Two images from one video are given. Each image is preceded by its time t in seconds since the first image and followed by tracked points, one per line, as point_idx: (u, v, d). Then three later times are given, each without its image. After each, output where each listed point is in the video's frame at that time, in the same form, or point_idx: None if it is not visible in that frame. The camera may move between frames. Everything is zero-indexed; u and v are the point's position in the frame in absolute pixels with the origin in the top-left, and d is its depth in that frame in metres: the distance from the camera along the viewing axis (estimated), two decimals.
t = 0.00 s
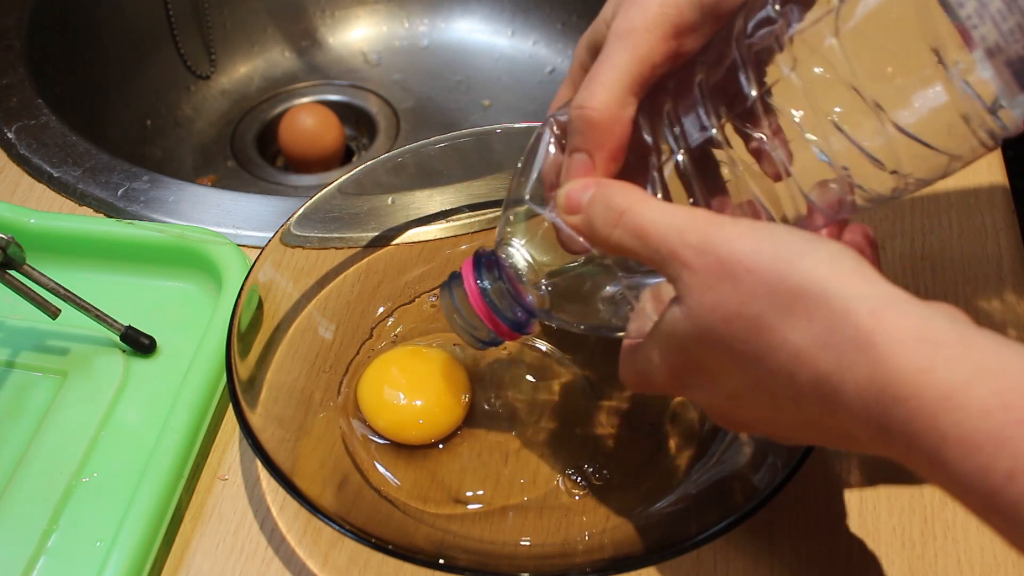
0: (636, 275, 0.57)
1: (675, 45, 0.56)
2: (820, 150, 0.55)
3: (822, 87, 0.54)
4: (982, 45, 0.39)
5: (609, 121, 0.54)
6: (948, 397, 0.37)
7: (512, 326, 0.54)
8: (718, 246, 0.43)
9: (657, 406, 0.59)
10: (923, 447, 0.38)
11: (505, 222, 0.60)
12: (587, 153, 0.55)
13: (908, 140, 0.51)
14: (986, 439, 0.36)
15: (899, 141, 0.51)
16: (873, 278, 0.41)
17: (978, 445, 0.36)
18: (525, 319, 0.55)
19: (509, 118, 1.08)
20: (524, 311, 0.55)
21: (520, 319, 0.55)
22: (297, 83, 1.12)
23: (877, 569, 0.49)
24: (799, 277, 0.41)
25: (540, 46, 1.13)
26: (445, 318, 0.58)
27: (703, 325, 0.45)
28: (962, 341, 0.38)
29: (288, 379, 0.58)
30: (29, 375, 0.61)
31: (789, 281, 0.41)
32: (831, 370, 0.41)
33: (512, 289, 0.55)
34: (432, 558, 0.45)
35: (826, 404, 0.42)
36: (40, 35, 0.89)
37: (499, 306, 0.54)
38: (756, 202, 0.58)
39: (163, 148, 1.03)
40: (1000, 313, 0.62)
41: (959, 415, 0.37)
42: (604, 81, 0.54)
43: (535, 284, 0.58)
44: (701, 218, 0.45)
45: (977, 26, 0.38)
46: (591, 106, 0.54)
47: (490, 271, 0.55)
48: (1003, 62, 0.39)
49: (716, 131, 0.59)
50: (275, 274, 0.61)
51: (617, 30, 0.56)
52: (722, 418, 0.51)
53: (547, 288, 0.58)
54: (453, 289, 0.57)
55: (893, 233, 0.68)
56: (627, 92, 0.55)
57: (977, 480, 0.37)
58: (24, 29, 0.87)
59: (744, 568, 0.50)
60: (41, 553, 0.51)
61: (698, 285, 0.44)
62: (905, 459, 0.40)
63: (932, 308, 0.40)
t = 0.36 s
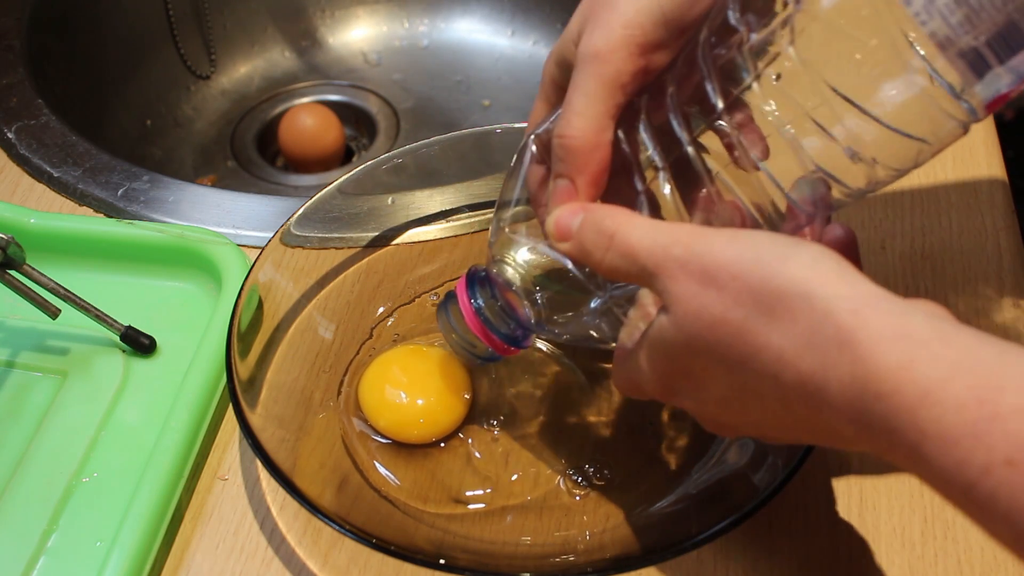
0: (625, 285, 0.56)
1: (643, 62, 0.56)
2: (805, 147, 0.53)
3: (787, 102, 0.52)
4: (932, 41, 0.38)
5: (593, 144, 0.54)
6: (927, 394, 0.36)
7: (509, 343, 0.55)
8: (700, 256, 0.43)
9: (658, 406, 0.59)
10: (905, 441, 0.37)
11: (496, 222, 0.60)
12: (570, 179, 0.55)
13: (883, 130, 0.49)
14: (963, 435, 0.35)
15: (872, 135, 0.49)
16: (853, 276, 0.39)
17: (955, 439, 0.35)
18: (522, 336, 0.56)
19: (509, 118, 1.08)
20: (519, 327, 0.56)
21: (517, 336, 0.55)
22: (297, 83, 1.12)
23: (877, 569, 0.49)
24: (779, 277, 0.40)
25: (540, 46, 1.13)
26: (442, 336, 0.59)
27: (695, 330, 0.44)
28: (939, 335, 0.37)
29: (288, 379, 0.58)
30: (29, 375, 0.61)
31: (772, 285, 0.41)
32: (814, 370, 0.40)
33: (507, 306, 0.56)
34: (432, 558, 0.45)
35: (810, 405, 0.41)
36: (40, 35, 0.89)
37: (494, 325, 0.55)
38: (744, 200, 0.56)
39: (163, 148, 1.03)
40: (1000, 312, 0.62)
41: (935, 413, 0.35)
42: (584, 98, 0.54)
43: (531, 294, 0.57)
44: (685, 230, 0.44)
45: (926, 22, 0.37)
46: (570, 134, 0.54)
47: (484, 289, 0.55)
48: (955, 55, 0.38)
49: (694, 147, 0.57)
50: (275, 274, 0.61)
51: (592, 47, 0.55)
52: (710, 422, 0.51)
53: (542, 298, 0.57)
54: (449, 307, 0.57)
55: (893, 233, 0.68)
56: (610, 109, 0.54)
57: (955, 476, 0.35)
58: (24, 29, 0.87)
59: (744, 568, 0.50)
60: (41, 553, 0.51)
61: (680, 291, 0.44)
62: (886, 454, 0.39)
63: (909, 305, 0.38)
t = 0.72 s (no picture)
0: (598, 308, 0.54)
1: (623, 85, 0.55)
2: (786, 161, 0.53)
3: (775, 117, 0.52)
4: (904, 59, 0.38)
5: (576, 169, 0.54)
6: (906, 404, 0.35)
7: (501, 362, 0.55)
8: (683, 276, 0.42)
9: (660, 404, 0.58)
10: (887, 451, 0.37)
11: (489, 224, 0.62)
12: (554, 202, 0.55)
13: (866, 137, 0.49)
14: (944, 443, 0.35)
15: (856, 144, 0.49)
16: (831, 289, 0.39)
17: (934, 449, 0.35)
18: (515, 354, 0.55)
19: (509, 117, 1.08)
20: (513, 345, 0.55)
21: (510, 354, 0.55)
22: (297, 83, 1.12)
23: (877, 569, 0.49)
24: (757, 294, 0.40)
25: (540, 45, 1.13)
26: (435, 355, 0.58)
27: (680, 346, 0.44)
28: (918, 346, 0.36)
29: (288, 379, 0.58)
30: (29, 375, 0.61)
31: (752, 302, 0.40)
32: (797, 385, 0.39)
33: (500, 324, 0.55)
34: (432, 558, 0.45)
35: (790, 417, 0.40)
36: (40, 35, 0.89)
37: (486, 344, 0.54)
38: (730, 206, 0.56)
39: (163, 148, 1.03)
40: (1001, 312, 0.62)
41: (916, 422, 0.35)
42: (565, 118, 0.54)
43: (522, 311, 0.56)
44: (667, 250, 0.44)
45: (898, 42, 0.37)
46: (553, 160, 0.54)
47: (476, 308, 0.55)
48: (928, 71, 0.38)
49: (676, 169, 0.57)
50: (275, 274, 0.61)
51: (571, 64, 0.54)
52: (704, 436, 0.50)
53: (534, 315, 0.56)
54: (441, 327, 0.57)
55: (893, 232, 0.68)
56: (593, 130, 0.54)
57: (937, 482, 0.35)
58: (24, 29, 0.87)
59: (744, 568, 0.50)
60: (41, 553, 0.51)
61: (661, 309, 0.43)
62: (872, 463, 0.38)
63: (885, 312, 0.38)
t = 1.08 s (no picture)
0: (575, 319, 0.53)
1: (610, 95, 0.55)
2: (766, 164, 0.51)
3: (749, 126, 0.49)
4: (871, 69, 0.36)
5: (559, 182, 0.52)
6: (883, 412, 0.35)
7: (493, 373, 0.56)
8: (660, 289, 0.42)
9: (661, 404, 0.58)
10: (868, 457, 0.36)
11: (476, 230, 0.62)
12: (538, 216, 0.53)
13: (846, 141, 0.46)
14: (921, 449, 0.34)
15: (831, 148, 0.47)
16: (809, 297, 0.38)
17: (913, 456, 0.34)
18: (505, 364, 0.56)
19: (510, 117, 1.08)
20: (502, 355, 0.56)
21: (499, 365, 0.56)
22: (297, 83, 1.12)
23: (876, 569, 0.50)
24: (737, 304, 0.39)
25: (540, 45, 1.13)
26: (425, 366, 0.59)
27: (665, 360, 0.43)
28: (894, 353, 0.35)
29: (288, 379, 0.58)
30: (29, 375, 0.61)
31: (730, 314, 0.40)
32: (776, 397, 0.39)
33: (489, 335, 0.56)
34: (431, 558, 0.45)
35: (775, 425, 0.40)
36: (39, 35, 0.89)
37: (475, 356, 0.55)
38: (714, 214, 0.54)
39: (163, 147, 1.03)
40: (1000, 313, 0.62)
41: (894, 429, 0.35)
42: (548, 131, 0.53)
43: (512, 322, 0.56)
44: (642, 264, 0.44)
45: (863, 51, 0.35)
46: (537, 174, 0.52)
47: (464, 320, 0.56)
48: (895, 81, 0.35)
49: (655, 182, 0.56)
50: (275, 274, 0.61)
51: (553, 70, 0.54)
52: (691, 444, 0.49)
53: (522, 325, 0.56)
54: (431, 339, 0.58)
55: (893, 232, 0.68)
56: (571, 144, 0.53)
57: (917, 488, 0.35)
58: (24, 29, 0.87)
59: (743, 568, 0.50)
60: (41, 553, 0.51)
61: (644, 325, 0.43)
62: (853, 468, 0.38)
63: (861, 318, 0.38)
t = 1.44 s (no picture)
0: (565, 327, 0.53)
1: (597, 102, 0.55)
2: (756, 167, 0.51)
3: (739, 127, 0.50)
4: (853, 70, 0.36)
5: (550, 190, 0.52)
6: (872, 412, 0.35)
7: (488, 379, 0.56)
8: (647, 295, 0.43)
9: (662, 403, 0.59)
10: (861, 459, 0.36)
11: (472, 230, 0.63)
12: (531, 223, 0.53)
13: (834, 140, 0.46)
14: (909, 448, 0.34)
15: (820, 149, 0.47)
16: (797, 299, 0.38)
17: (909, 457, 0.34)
18: (502, 369, 0.56)
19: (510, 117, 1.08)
20: (499, 361, 0.56)
21: (496, 370, 0.56)
22: (297, 83, 1.12)
23: (876, 569, 0.50)
24: (726, 308, 0.39)
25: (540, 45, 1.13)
26: (423, 373, 0.58)
27: (658, 361, 0.43)
28: (881, 353, 0.35)
29: (288, 379, 0.58)
30: (29, 375, 0.61)
31: (719, 318, 0.40)
32: (767, 399, 0.38)
33: (484, 342, 0.56)
34: (432, 558, 0.45)
35: (766, 427, 0.40)
36: (39, 35, 0.89)
37: (472, 361, 0.55)
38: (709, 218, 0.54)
39: (163, 147, 1.03)
40: (1001, 313, 0.62)
41: (882, 429, 0.35)
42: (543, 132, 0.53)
43: (507, 328, 0.56)
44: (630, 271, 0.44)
45: (844, 53, 0.35)
46: (529, 181, 0.53)
47: (460, 326, 0.56)
48: (878, 82, 0.35)
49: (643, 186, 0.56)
50: (275, 274, 0.61)
51: (546, 73, 0.54)
52: (687, 447, 0.49)
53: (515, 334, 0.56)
54: (427, 345, 0.58)
55: (893, 233, 0.68)
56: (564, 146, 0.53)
57: (911, 489, 0.35)
58: (24, 29, 0.87)
59: (743, 568, 0.50)
60: (41, 553, 0.51)
61: (637, 326, 0.43)
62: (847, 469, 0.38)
63: (850, 319, 0.38)
